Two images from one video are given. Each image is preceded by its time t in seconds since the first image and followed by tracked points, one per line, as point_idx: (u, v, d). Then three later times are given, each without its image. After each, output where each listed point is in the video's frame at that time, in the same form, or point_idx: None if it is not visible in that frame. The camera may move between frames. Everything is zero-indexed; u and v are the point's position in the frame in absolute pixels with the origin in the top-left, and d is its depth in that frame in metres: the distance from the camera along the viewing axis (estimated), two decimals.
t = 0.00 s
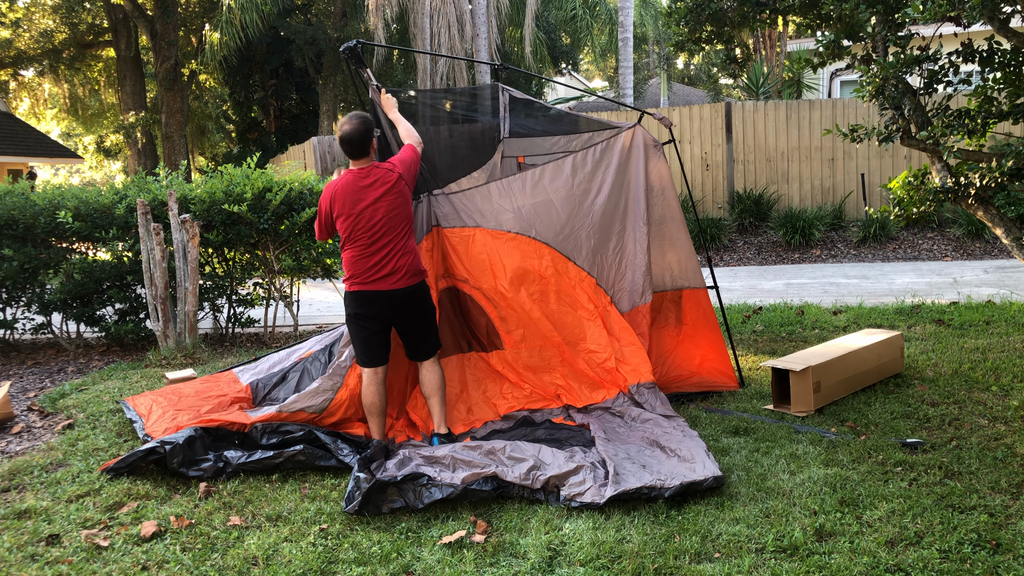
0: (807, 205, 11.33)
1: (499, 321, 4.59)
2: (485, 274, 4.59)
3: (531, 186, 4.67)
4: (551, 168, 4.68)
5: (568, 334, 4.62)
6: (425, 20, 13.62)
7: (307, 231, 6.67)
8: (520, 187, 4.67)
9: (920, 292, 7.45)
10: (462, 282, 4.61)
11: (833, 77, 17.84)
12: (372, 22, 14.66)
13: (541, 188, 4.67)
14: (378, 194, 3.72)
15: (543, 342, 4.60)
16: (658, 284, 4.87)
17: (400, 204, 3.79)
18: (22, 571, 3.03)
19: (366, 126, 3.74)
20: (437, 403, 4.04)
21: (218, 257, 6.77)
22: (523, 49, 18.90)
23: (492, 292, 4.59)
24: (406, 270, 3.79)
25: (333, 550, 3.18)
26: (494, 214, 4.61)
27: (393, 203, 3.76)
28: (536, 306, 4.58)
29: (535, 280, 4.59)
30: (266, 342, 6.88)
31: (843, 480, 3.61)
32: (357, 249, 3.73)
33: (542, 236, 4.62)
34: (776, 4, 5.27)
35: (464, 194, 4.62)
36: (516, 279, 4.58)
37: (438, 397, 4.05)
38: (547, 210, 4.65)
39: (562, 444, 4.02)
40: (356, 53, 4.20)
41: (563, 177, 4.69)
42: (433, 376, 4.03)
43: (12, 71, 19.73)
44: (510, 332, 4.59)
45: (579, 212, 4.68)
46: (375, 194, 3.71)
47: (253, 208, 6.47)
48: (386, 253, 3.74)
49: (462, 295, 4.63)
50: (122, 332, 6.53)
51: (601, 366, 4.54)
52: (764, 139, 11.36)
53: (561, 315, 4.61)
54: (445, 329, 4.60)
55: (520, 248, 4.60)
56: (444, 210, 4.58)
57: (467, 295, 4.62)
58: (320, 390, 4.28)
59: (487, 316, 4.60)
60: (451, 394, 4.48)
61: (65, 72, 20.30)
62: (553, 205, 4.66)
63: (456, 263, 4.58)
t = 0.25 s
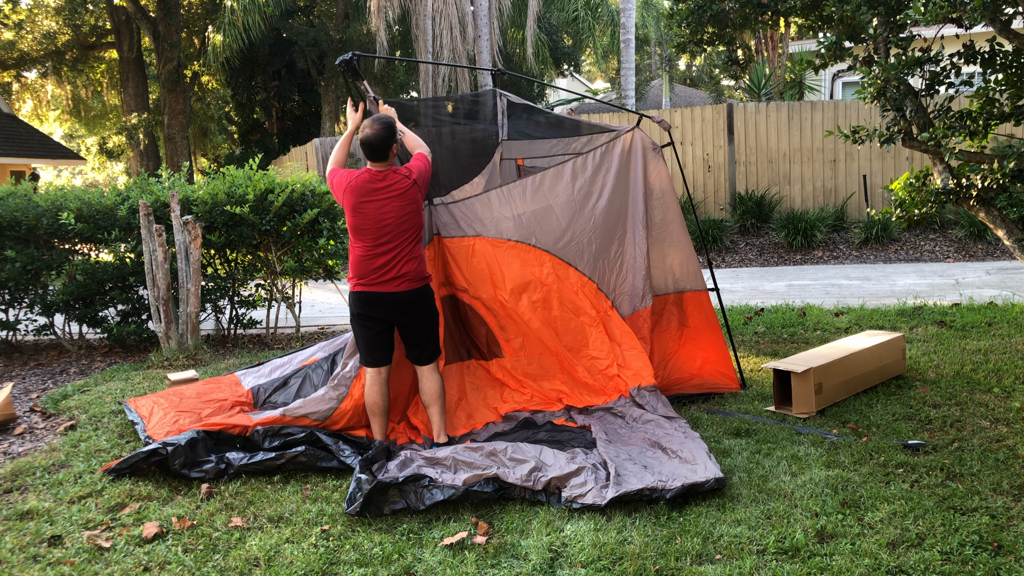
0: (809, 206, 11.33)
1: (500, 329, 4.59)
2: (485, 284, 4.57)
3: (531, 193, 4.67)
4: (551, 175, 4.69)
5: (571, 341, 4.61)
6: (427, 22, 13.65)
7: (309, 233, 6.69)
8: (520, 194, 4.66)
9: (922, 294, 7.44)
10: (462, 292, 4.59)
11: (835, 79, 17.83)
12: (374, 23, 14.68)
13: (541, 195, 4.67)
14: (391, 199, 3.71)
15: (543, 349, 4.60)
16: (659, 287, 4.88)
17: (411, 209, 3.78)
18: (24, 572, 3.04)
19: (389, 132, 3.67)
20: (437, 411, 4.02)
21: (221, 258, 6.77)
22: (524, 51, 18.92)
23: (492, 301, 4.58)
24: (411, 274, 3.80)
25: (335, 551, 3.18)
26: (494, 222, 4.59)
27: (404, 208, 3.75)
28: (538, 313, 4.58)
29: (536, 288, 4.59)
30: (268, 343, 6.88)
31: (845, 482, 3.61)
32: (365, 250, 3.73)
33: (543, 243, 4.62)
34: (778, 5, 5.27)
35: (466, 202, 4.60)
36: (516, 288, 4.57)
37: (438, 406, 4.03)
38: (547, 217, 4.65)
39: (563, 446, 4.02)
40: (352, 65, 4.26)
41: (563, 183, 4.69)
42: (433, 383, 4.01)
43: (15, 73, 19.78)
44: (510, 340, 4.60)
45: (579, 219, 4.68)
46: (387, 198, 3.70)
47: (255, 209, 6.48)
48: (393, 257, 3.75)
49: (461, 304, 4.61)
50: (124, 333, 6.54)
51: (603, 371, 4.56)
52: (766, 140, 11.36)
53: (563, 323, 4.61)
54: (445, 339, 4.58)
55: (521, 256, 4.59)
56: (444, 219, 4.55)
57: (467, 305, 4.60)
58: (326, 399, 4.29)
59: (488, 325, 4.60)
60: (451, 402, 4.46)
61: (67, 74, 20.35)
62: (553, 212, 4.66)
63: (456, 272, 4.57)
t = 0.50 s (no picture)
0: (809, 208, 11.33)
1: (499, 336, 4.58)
2: (484, 291, 4.55)
3: (529, 198, 4.68)
4: (549, 180, 4.71)
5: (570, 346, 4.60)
6: (428, 24, 13.65)
7: (310, 234, 6.71)
8: (518, 199, 4.68)
9: (923, 295, 7.44)
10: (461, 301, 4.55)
11: (836, 80, 17.83)
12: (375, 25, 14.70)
13: (540, 200, 4.68)
14: (399, 200, 3.73)
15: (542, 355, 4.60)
16: (660, 290, 4.88)
17: (418, 210, 3.80)
18: (25, 573, 3.05)
19: (401, 133, 3.67)
20: (441, 415, 4.00)
21: (221, 260, 6.77)
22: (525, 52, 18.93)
23: (492, 309, 4.56)
24: (417, 275, 3.81)
25: (335, 552, 3.19)
26: (493, 229, 4.59)
27: (412, 209, 3.77)
28: (537, 319, 4.57)
29: (535, 294, 4.57)
30: (269, 344, 6.88)
31: (845, 483, 3.61)
32: (372, 250, 3.75)
33: (542, 248, 4.61)
34: (778, 6, 5.27)
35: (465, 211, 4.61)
36: (515, 295, 4.56)
37: (441, 411, 4.01)
38: (546, 222, 4.65)
39: (563, 447, 4.01)
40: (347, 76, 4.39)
41: (560, 188, 4.70)
42: (437, 386, 3.99)
43: (16, 74, 19.81)
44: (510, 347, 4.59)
45: (578, 223, 4.69)
46: (396, 199, 3.72)
47: (256, 211, 6.48)
48: (400, 258, 3.77)
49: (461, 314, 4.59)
50: (125, 335, 6.55)
51: (603, 376, 4.54)
52: (766, 141, 11.36)
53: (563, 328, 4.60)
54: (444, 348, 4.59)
55: (520, 263, 4.58)
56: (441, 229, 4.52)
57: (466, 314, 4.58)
58: (330, 407, 4.29)
59: (487, 333, 4.59)
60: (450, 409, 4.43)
61: (69, 75, 20.38)
62: (552, 217, 4.66)
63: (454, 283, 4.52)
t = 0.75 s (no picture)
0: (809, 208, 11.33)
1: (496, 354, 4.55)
2: (478, 312, 4.51)
3: (520, 214, 4.66)
4: (539, 194, 4.70)
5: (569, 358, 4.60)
6: (428, 25, 13.65)
7: (310, 235, 6.72)
8: (510, 216, 4.65)
9: (923, 295, 7.44)
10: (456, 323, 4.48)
11: (836, 80, 17.83)
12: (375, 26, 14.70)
13: (531, 215, 4.66)
14: (403, 198, 3.75)
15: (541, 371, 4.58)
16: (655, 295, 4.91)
17: (421, 209, 3.81)
18: (25, 574, 3.05)
19: (404, 131, 3.73)
20: (441, 415, 4.01)
21: (221, 261, 6.76)
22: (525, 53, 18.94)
23: (487, 329, 4.52)
24: (418, 276, 3.79)
25: (335, 553, 3.18)
26: (485, 248, 4.55)
27: (415, 208, 3.78)
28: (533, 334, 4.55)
29: (530, 310, 4.57)
30: (269, 345, 6.88)
31: (845, 483, 3.61)
32: (374, 250, 3.75)
33: (535, 265, 4.60)
34: (778, 7, 5.27)
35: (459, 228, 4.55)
36: (510, 313, 4.54)
37: (442, 410, 4.02)
38: (539, 237, 4.64)
39: (564, 448, 4.01)
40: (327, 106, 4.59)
41: (551, 201, 4.69)
42: (438, 386, 3.99)
43: (16, 76, 19.83)
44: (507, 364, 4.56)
45: (571, 237, 4.68)
46: (399, 197, 3.74)
47: (255, 212, 6.48)
48: (403, 257, 3.76)
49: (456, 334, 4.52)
50: (125, 336, 6.55)
51: (604, 385, 4.56)
52: (766, 142, 11.37)
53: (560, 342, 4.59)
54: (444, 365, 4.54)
55: (513, 281, 4.56)
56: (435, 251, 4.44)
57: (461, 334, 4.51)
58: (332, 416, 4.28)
59: (485, 352, 4.55)
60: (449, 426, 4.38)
61: (69, 77, 20.39)
62: (545, 232, 4.65)
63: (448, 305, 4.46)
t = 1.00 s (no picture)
0: (810, 209, 11.33)
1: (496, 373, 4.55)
2: (478, 332, 4.54)
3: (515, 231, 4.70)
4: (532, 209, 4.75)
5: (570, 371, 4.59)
6: (428, 26, 13.66)
7: (311, 235, 6.73)
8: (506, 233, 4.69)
9: (923, 295, 7.43)
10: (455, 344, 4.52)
11: (836, 80, 17.83)
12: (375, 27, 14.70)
13: (525, 232, 4.70)
14: (403, 197, 3.76)
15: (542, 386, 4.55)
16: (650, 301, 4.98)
17: (422, 208, 3.82)
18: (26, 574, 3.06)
19: (402, 130, 3.75)
20: (441, 415, 4.00)
21: (222, 261, 6.76)
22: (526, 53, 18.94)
23: (486, 349, 4.54)
24: (418, 275, 3.80)
25: (336, 553, 3.19)
26: (482, 268, 4.59)
27: (415, 207, 3.79)
28: (533, 349, 4.55)
29: (529, 325, 4.58)
30: (270, 346, 6.88)
31: (846, 483, 3.61)
32: (375, 250, 3.74)
33: (532, 281, 4.62)
34: (778, 7, 5.27)
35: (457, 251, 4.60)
36: (508, 332, 4.55)
37: (442, 410, 4.01)
38: (535, 251, 4.67)
39: (564, 448, 4.00)
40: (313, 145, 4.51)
41: (545, 216, 4.75)
42: (438, 386, 3.99)
43: (16, 76, 19.83)
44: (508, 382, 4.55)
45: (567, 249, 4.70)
46: (399, 196, 3.75)
47: (256, 212, 6.49)
48: (403, 256, 3.77)
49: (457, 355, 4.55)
50: (125, 336, 6.55)
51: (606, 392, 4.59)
52: (766, 142, 11.37)
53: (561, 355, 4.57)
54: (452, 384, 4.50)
55: (511, 299, 4.58)
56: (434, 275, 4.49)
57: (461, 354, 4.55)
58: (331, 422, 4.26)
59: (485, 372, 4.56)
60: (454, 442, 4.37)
61: (69, 78, 20.39)
62: (540, 247, 4.69)
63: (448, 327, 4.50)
